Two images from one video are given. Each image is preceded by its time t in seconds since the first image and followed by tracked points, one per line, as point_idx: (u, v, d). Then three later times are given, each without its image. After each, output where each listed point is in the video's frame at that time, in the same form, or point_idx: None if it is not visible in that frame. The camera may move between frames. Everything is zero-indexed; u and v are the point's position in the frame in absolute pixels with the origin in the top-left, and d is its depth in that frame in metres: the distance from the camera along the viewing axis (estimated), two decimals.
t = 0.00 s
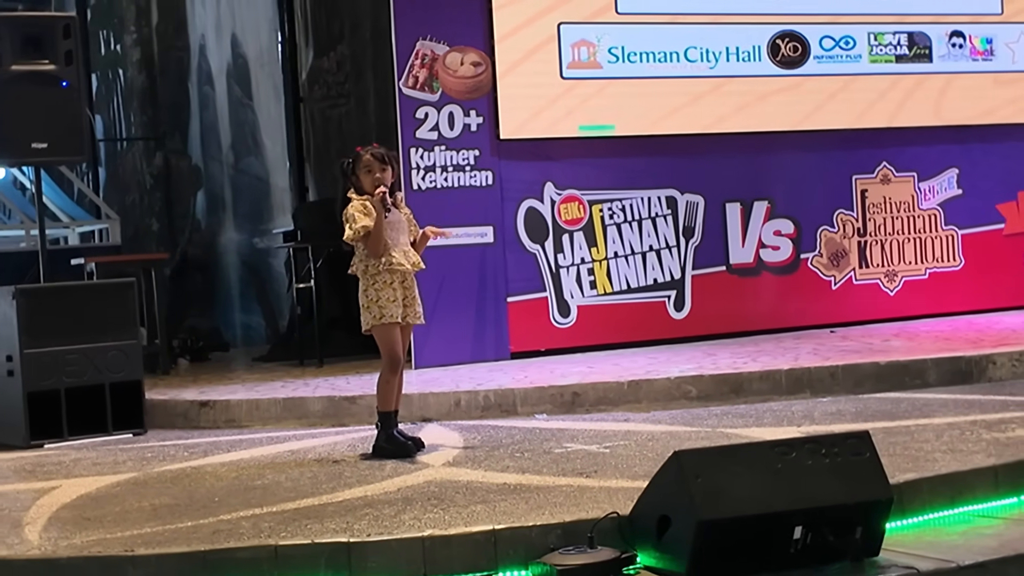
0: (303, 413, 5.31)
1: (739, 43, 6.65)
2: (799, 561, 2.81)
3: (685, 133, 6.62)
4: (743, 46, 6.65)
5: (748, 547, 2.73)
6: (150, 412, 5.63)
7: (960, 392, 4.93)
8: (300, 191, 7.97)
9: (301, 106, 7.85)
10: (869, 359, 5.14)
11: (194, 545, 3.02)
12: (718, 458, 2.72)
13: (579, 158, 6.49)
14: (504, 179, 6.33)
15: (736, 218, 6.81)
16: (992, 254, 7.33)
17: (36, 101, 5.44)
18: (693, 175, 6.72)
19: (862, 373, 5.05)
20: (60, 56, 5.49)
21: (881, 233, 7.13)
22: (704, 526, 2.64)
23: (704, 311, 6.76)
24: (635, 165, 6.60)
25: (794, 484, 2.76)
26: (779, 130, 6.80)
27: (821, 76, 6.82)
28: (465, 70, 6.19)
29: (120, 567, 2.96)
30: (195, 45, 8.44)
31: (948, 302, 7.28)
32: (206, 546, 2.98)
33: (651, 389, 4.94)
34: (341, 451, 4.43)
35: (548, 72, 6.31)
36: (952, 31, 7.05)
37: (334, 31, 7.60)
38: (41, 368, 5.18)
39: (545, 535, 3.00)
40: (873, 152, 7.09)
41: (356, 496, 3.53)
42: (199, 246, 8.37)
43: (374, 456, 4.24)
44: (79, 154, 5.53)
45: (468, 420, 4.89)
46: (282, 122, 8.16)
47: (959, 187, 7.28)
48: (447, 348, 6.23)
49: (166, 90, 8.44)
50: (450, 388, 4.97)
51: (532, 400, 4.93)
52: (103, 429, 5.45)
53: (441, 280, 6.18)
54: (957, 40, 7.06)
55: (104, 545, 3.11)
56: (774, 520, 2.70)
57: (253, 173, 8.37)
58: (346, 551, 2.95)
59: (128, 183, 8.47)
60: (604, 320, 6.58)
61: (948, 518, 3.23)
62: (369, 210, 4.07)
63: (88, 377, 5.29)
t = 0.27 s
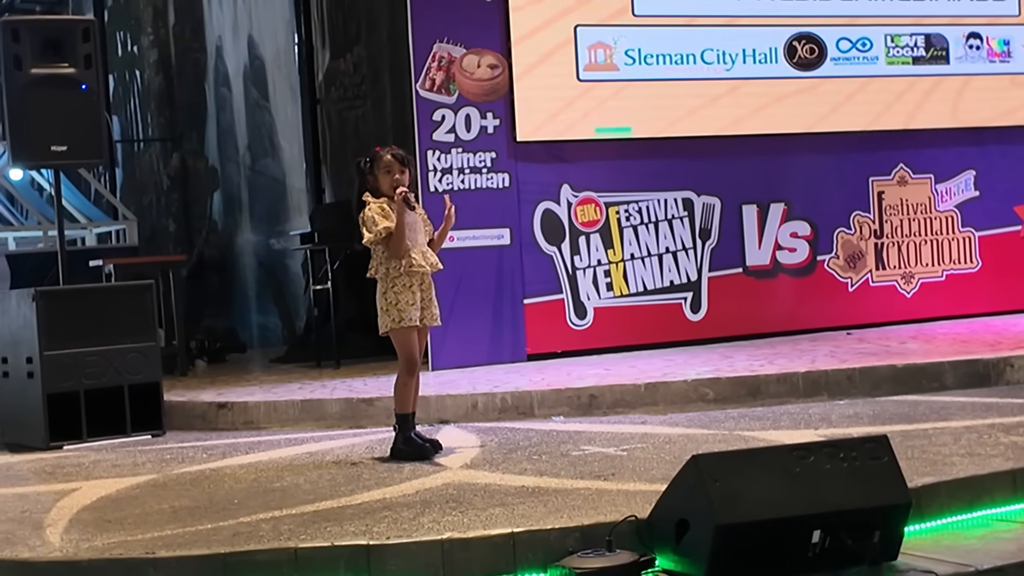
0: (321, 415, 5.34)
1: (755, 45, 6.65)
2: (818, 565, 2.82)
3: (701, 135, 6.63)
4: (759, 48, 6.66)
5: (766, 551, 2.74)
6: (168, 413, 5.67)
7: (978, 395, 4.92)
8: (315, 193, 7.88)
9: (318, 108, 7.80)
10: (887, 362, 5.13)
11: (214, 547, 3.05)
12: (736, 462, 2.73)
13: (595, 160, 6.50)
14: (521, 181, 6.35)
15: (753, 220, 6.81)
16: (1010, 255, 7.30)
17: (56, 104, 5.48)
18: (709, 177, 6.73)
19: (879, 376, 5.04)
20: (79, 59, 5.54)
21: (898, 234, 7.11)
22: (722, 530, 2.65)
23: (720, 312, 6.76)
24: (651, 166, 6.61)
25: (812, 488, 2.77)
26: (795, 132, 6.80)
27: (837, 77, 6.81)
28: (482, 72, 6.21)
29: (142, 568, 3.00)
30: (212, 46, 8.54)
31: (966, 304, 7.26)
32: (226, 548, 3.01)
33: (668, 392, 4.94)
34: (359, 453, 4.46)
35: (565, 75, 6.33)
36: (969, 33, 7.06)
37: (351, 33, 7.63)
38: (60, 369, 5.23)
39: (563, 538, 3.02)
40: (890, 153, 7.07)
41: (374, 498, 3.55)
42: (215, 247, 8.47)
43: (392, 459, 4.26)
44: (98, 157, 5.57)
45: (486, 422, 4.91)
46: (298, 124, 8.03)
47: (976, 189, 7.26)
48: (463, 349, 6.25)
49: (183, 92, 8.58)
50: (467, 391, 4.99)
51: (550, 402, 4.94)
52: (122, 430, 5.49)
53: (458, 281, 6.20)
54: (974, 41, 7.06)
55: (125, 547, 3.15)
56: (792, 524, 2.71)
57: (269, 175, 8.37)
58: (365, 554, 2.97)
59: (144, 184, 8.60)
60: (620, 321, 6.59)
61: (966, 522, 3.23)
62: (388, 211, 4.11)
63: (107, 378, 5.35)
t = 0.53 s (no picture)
0: (343, 415, 5.36)
1: (774, 45, 6.65)
2: (849, 564, 2.82)
3: (720, 135, 6.63)
4: (779, 48, 6.66)
5: (798, 551, 2.75)
6: (190, 413, 5.70)
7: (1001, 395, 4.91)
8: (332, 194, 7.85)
9: (334, 108, 7.74)
10: (909, 362, 5.12)
11: (246, 546, 3.06)
12: (768, 462, 2.74)
13: (615, 160, 6.51)
14: (540, 181, 6.36)
15: (772, 220, 6.81)
16: None
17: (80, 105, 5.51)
18: (729, 177, 6.73)
19: (902, 376, 5.04)
20: (102, 60, 5.57)
21: (917, 234, 7.10)
22: (753, 530, 2.66)
23: (739, 312, 6.76)
24: (670, 166, 6.61)
25: (843, 488, 2.77)
26: (815, 132, 6.79)
27: (857, 77, 6.81)
28: (501, 73, 6.22)
29: (174, 568, 3.00)
30: (227, 47, 8.58)
31: (985, 304, 7.24)
32: (258, 547, 3.02)
33: (690, 392, 4.95)
34: (384, 452, 4.47)
35: (584, 75, 6.33)
36: (989, 33, 7.05)
37: (367, 34, 7.63)
38: (83, 369, 5.25)
39: (594, 537, 3.03)
40: (909, 153, 7.06)
41: (402, 497, 3.57)
42: (230, 247, 8.55)
43: (417, 458, 4.28)
44: (120, 157, 5.60)
45: (508, 422, 4.92)
46: (314, 124, 8.05)
47: (995, 189, 7.25)
48: (483, 349, 6.27)
49: (198, 92, 8.68)
50: (489, 390, 5.01)
51: (572, 402, 4.95)
52: (145, 429, 5.52)
53: (478, 281, 6.22)
54: (993, 41, 7.06)
55: (157, 546, 3.16)
56: (823, 524, 2.72)
57: (284, 175, 8.38)
58: (397, 553, 2.98)
59: (159, 183, 8.88)
60: (640, 321, 6.59)
61: (995, 522, 3.23)
62: (409, 215, 4.20)
63: (130, 378, 5.37)
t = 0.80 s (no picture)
0: (365, 414, 5.39)
1: (793, 46, 6.65)
2: (878, 562, 2.84)
3: (738, 136, 6.64)
4: (797, 48, 6.66)
5: (828, 549, 2.76)
6: (212, 412, 5.73)
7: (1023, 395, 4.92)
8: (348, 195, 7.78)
9: (351, 108, 7.70)
10: (930, 362, 5.13)
11: (277, 544, 3.08)
12: (799, 461, 2.75)
13: (633, 161, 6.52)
14: (560, 182, 6.38)
15: (790, 221, 6.82)
16: None
17: (103, 106, 5.55)
18: (747, 177, 6.74)
19: (923, 376, 5.05)
20: (126, 61, 5.60)
21: (935, 235, 7.10)
22: (784, 528, 2.68)
23: (758, 312, 6.77)
24: (689, 167, 6.63)
25: (873, 487, 2.79)
26: (833, 132, 6.80)
27: (875, 78, 6.81)
28: (521, 73, 6.25)
29: (206, 566, 3.01)
30: (241, 48, 8.74)
31: (1003, 304, 7.24)
32: (289, 545, 3.04)
33: (712, 392, 4.97)
34: (407, 451, 4.50)
35: (603, 76, 6.35)
36: (1006, 33, 7.05)
37: (382, 35, 7.60)
38: (107, 368, 5.28)
39: (623, 535, 3.05)
40: (927, 154, 7.07)
41: (430, 496, 3.59)
42: (244, 247, 8.64)
43: (441, 457, 4.30)
44: (143, 157, 5.64)
45: (530, 421, 4.94)
46: (330, 126, 7.96)
47: (1013, 189, 7.24)
48: (502, 349, 6.29)
49: (212, 93, 8.81)
50: (511, 390, 5.03)
51: (594, 401, 4.97)
52: (168, 428, 5.54)
53: (497, 281, 6.24)
54: (1010, 42, 7.06)
55: (189, 543, 3.18)
56: (853, 522, 2.73)
57: (300, 175, 8.38)
58: (427, 551, 3.00)
59: (173, 185, 8.92)
60: (658, 321, 6.61)
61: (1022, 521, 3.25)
62: (435, 215, 4.22)
63: (153, 377, 5.40)
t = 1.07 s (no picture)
0: (377, 415, 5.42)
1: (802, 47, 6.67)
2: (895, 562, 2.86)
3: (748, 137, 6.66)
4: (806, 50, 6.68)
5: (845, 549, 2.78)
6: (224, 413, 5.76)
7: None
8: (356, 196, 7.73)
9: (359, 110, 7.67)
10: (941, 362, 5.15)
11: (296, 543, 3.11)
12: (815, 461, 2.77)
13: (643, 162, 6.54)
14: (570, 183, 6.40)
15: (800, 221, 6.83)
16: None
17: (116, 108, 5.58)
18: (756, 178, 6.76)
19: (934, 377, 5.06)
20: (139, 63, 5.63)
21: (944, 235, 7.11)
22: (801, 527, 2.69)
23: (767, 313, 6.79)
24: (698, 168, 6.64)
25: (889, 486, 2.80)
26: (842, 133, 6.82)
27: (884, 79, 6.83)
28: (532, 75, 6.27)
29: (225, 565, 3.03)
30: (249, 50, 8.77)
31: (1012, 305, 7.24)
32: (308, 544, 3.07)
33: (723, 392, 4.98)
34: (421, 451, 4.52)
35: (613, 78, 6.37)
36: (1015, 35, 7.07)
37: (390, 36, 7.62)
38: (120, 369, 5.31)
39: (640, 534, 3.07)
40: (936, 154, 7.08)
41: (445, 496, 3.61)
42: (251, 249, 8.70)
43: (454, 457, 4.33)
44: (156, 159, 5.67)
45: (542, 421, 4.96)
46: (337, 127, 7.95)
47: (1022, 190, 7.26)
48: (513, 349, 6.31)
49: (219, 94, 8.87)
50: (523, 391, 5.05)
51: (605, 402, 4.99)
52: (180, 429, 5.58)
53: (507, 282, 6.27)
54: (1019, 43, 7.08)
55: (207, 543, 3.20)
56: (870, 521, 2.75)
57: (307, 177, 8.38)
58: (445, 550, 3.02)
59: (181, 185, 9.13)
60: (668, 322, 6.63)
61: None
62: (451, 217, 4.24)
63: (166, 378, 5.43)
